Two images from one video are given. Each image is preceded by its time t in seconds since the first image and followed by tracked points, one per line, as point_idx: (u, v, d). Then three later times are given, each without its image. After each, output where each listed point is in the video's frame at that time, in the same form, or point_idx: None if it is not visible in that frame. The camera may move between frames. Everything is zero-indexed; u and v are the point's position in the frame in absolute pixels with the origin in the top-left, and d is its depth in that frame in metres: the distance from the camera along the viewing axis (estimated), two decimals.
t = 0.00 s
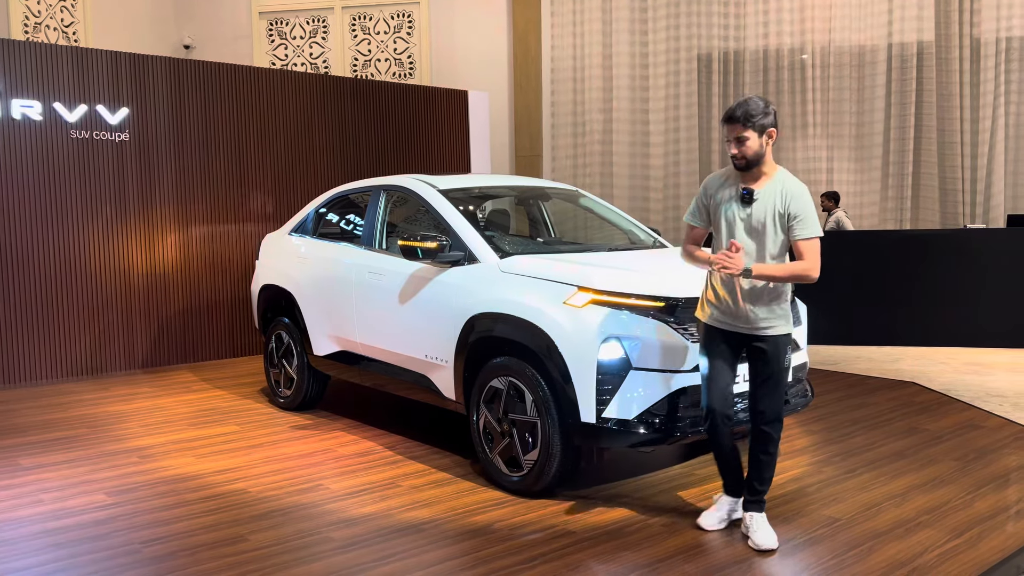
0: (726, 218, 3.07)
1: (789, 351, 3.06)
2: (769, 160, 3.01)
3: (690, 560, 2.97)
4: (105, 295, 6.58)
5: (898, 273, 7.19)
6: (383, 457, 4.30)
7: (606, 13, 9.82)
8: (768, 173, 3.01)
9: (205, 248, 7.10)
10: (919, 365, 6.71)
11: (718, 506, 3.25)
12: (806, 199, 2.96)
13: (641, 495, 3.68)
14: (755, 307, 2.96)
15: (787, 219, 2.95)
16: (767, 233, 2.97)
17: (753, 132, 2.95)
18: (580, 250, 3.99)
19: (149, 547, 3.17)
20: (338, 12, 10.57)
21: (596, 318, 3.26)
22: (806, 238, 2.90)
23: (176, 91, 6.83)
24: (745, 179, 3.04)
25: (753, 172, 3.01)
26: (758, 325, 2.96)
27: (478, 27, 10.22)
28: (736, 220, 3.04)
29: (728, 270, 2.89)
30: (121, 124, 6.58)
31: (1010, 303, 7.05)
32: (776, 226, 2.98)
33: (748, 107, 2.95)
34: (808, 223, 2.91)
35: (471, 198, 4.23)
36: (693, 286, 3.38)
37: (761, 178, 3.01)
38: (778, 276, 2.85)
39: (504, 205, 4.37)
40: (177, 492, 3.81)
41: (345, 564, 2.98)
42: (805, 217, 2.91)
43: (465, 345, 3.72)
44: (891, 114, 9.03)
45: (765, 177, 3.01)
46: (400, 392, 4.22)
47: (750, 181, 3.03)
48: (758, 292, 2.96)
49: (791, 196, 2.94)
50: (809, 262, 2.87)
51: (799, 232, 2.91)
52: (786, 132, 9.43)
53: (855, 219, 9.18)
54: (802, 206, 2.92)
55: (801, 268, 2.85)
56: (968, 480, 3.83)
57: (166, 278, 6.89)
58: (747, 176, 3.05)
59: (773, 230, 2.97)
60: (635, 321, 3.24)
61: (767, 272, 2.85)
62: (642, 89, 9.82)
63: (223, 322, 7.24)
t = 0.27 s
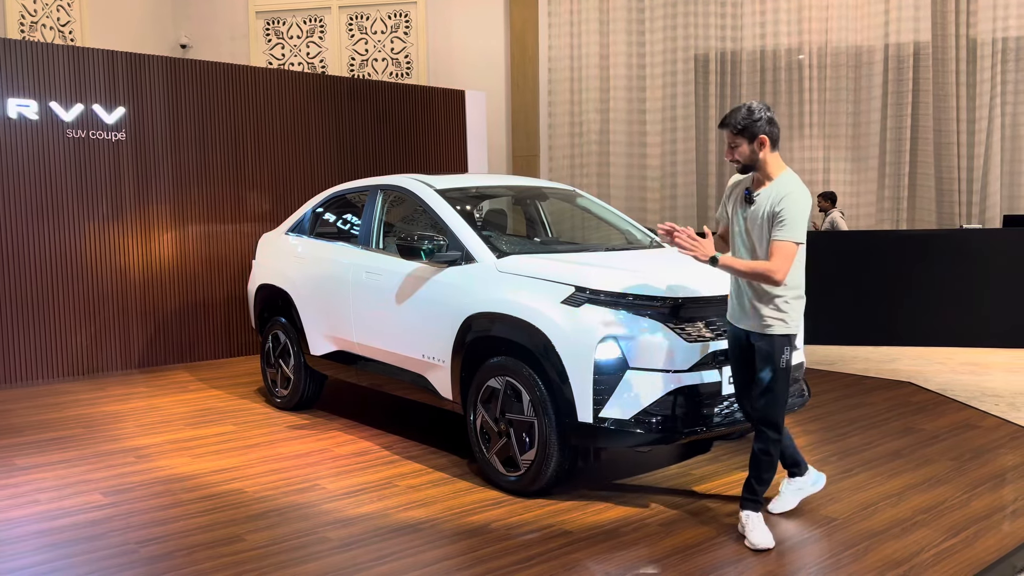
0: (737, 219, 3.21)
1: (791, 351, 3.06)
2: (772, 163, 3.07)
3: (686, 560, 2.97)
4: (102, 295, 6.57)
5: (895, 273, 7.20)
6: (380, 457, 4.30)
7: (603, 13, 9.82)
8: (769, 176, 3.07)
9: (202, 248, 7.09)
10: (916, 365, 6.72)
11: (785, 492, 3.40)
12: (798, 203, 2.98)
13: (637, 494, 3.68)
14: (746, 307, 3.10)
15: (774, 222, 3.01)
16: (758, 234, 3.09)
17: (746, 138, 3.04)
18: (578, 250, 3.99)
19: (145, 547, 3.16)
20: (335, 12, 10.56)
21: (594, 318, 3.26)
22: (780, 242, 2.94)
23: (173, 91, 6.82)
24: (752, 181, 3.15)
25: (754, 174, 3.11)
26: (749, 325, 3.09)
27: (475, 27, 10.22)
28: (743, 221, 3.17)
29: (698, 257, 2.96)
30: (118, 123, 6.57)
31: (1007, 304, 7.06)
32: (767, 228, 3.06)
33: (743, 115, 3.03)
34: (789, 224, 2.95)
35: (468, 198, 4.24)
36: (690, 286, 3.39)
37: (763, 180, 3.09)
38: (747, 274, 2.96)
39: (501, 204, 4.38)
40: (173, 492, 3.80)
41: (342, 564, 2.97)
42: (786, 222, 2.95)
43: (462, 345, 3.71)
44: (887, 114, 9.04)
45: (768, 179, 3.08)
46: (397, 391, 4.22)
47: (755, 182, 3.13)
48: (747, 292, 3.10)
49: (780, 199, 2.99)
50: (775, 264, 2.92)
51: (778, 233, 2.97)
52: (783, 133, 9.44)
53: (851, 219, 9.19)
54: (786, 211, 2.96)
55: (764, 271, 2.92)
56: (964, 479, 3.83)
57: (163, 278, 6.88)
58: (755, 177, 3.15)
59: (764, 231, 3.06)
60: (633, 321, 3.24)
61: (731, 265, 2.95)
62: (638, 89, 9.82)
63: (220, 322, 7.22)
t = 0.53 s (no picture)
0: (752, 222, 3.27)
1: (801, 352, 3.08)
2: (783, 164, 3.11)
3: (684, 559, 2.97)
4: (98, 294, 6.56)
5: (892, 273, 7.21)
6: (377, 457, 4.30)
7: (601, 13, 9.82)
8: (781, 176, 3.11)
9: (199, 247, 7.08)
10: (913, 365, 6.73)
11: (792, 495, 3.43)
12: (808, 203, 3.02)
13: (635, 494, 3.68)
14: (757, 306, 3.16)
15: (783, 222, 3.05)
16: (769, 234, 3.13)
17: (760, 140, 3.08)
18: (576, 250, 3.98)
19: (143, 547, 3.16)
20: (333, 11, 10.56)
21: (592, 317, 3.26)
22: (788, 242, 2.99)
23: (170, 90, 6.81)
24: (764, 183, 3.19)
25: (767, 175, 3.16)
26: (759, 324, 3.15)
27: (472, 27, 10.22)
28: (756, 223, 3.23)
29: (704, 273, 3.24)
30: (115, 123, 6.55)
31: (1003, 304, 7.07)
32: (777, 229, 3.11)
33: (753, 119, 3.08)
34: (798, 220, 2.99)
35: (466, 198, 4.23)
36: (688, 286, 3.39)
37: (775, 182, 3.13)
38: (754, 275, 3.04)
39: (499, 204, 4.37)
40: (170, 492, 3.80)
41: (338, 565, 2.97)
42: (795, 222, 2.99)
43: (460, 345, 3.71)
44: (885, 115, 9.06)
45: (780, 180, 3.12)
46: (395, 391, 4.22)
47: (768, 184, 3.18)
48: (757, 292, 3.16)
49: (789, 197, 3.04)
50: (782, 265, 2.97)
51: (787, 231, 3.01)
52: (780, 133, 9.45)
53: (848, 218, 9.20)
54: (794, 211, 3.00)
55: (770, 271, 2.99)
56: (961, 479, 3.84)
57: (160, 277, 6.87)
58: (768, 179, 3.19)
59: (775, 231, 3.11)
60: (631, 321, 3.25)
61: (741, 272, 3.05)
62: (636, 89, 9.83)
63: (217, 322, 7.21)
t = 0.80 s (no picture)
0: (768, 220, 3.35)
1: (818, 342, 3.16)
2: (796, 158, 3.26)
3: (682, 559, 2.97)
4: (96, 293, 6.55)
5: (890, 273, 7.22)
6: (375, 456, 4.29)
7: (600, 13, 9.81)
8: (794, 169, 3.25)
9: (197, 246, 7.07)
10: (911, 365, 6.73)
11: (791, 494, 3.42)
12: (826, 189, 3.15)
13: (633, 493, 3.68)
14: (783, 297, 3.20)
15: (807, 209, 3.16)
16: (792, 225, 3.23)
17: (781, 131, 3.22)
18: (574, 250, 3.97)
19: (140, 547, 3.15)
20: (331, 10, 10.56)
21: (590, 317, 3.26)
22: (818, 224, 3.09)
23: (168, 89, 6.80)
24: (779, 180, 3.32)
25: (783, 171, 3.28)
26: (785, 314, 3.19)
27: (471, 26, 10.22)
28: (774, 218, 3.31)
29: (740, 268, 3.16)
30: (113, 122, 6.54)
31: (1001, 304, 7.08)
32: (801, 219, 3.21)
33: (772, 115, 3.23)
34: (823, 205, 3.11)
35: (464, 197, 4.23)
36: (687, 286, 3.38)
37: (789, 176, 3.26)
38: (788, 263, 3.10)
39: (498, 203, 4.37)
40: (169, 491, 3.79)
41: (336, 564, 2.96)
42: (820, 206, 3.11)
43: (458, 344, 3.71)
44: (882, 115, 9.07)
45: (793, 174, 3.26)
46: (393, 391, 4.22)
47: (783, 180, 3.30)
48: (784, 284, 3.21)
49: (810, 187, 3.16)
50: (816, 247, 3.05)
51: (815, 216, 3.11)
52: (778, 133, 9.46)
53: (846, 218, 9.21)
54: (816, 196, 3.12)
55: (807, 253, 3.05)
56: (958, 479, 3.84)
57: (158, 276, 6.86)
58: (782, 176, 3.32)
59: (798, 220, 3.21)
60: (630, 321, 3.25)
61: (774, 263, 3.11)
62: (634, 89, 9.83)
63: (215, 321, 7.21)
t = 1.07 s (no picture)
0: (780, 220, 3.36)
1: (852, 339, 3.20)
2: (808, 158, 3.29)
3: (680, 559, 2.97)
4: (95, 293, 6.54)
5: (888, 273, 7.23)
6: (374, 456, 4.29)
7: (598, 12, 9.81)
8: (808, 168, 3.28)
9: (195, 246, 7.06)
10: (909, 365, 6.73)
11: (790, 494, 3.44)
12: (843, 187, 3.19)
13: (631, 493, 3.68)
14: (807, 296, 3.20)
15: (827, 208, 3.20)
16: (810, 224, 3.25)
17: (797, 130, 3.22)
18: (572, 250, 3.97)
19: (138, 546, 3.15)
20: (329, 10, 10.55)
21: (589, 316, 3.26)
22: (843, 222, 3.13)
23: (166, 88, 6.80)
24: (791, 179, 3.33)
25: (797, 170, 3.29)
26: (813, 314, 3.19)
27: (469, 26, 10.22)
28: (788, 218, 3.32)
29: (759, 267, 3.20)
30: (111, 121, 6.54)
31: (999, 304, 7.09)
32: (819, 218, 3.24)
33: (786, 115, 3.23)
34: (844, 204, 3.15)
35: (463, 197, 4.22)
36: (685, 285, 3.38)
37: (802, 175, 3.28)
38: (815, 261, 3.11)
39: (496, 203, 4.36)
40: (166, 491, 3.79)
41: (334, 564, 2.96)
42: (842, 204, 3.15)
43: (457, 344, 3.71)
44: (881, 115, 9.07)
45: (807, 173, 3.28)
46: (392, 390, 4.21)
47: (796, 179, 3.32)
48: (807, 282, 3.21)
49: (829, 187, 3.19)
50: (841, 245, 3.08)
51: (837, 215, 3.15)
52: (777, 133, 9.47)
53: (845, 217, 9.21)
54: (837, 194, 3.16)
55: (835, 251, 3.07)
56: (957, 479, 3.85)
57: (156, 276, 6.85)
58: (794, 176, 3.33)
59: (816, 220, 3.23)
60: (628, 320, 3.25)
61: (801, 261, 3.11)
62: (633, 88, 9.83)
63: (214, 321, 7.20)
